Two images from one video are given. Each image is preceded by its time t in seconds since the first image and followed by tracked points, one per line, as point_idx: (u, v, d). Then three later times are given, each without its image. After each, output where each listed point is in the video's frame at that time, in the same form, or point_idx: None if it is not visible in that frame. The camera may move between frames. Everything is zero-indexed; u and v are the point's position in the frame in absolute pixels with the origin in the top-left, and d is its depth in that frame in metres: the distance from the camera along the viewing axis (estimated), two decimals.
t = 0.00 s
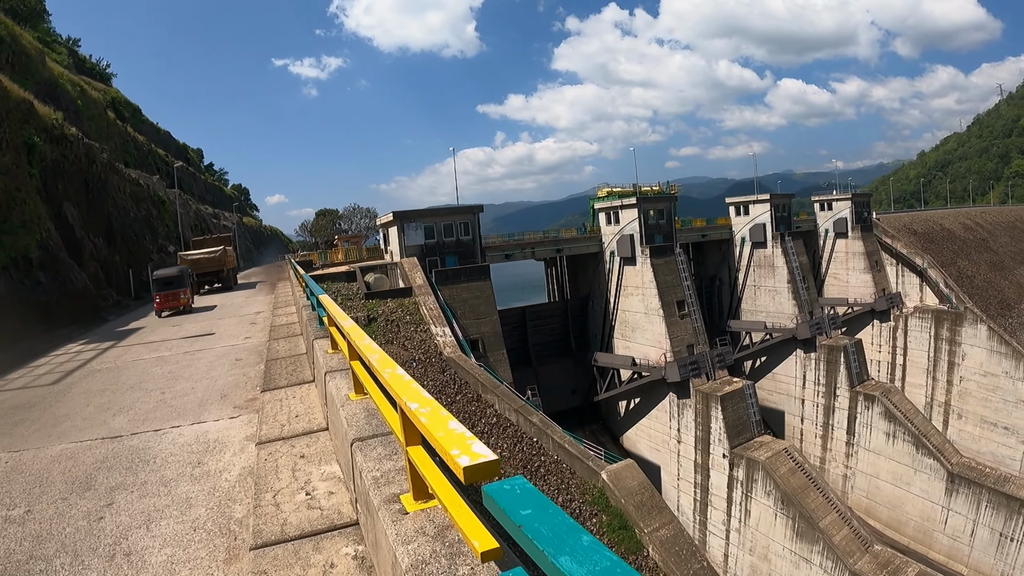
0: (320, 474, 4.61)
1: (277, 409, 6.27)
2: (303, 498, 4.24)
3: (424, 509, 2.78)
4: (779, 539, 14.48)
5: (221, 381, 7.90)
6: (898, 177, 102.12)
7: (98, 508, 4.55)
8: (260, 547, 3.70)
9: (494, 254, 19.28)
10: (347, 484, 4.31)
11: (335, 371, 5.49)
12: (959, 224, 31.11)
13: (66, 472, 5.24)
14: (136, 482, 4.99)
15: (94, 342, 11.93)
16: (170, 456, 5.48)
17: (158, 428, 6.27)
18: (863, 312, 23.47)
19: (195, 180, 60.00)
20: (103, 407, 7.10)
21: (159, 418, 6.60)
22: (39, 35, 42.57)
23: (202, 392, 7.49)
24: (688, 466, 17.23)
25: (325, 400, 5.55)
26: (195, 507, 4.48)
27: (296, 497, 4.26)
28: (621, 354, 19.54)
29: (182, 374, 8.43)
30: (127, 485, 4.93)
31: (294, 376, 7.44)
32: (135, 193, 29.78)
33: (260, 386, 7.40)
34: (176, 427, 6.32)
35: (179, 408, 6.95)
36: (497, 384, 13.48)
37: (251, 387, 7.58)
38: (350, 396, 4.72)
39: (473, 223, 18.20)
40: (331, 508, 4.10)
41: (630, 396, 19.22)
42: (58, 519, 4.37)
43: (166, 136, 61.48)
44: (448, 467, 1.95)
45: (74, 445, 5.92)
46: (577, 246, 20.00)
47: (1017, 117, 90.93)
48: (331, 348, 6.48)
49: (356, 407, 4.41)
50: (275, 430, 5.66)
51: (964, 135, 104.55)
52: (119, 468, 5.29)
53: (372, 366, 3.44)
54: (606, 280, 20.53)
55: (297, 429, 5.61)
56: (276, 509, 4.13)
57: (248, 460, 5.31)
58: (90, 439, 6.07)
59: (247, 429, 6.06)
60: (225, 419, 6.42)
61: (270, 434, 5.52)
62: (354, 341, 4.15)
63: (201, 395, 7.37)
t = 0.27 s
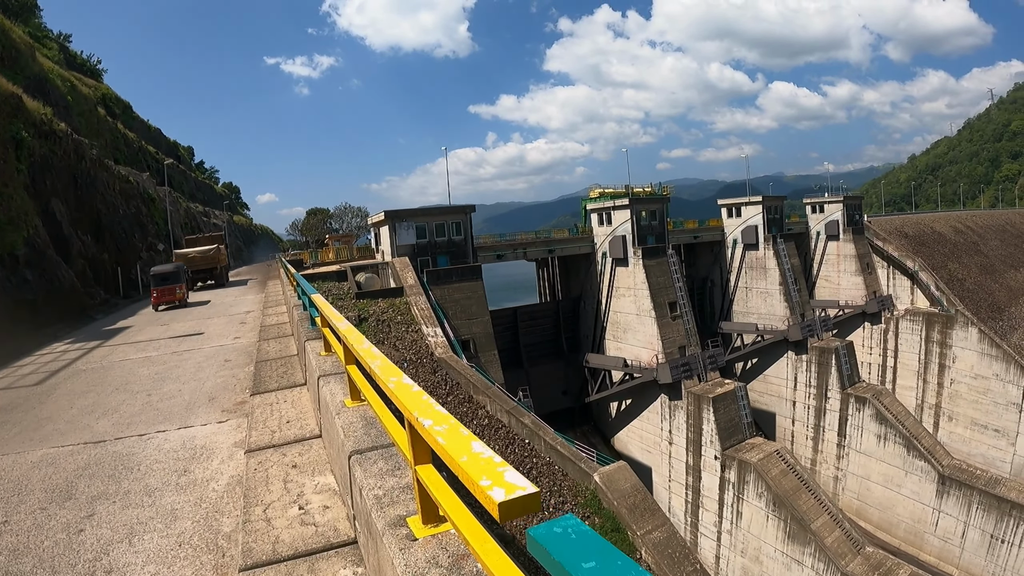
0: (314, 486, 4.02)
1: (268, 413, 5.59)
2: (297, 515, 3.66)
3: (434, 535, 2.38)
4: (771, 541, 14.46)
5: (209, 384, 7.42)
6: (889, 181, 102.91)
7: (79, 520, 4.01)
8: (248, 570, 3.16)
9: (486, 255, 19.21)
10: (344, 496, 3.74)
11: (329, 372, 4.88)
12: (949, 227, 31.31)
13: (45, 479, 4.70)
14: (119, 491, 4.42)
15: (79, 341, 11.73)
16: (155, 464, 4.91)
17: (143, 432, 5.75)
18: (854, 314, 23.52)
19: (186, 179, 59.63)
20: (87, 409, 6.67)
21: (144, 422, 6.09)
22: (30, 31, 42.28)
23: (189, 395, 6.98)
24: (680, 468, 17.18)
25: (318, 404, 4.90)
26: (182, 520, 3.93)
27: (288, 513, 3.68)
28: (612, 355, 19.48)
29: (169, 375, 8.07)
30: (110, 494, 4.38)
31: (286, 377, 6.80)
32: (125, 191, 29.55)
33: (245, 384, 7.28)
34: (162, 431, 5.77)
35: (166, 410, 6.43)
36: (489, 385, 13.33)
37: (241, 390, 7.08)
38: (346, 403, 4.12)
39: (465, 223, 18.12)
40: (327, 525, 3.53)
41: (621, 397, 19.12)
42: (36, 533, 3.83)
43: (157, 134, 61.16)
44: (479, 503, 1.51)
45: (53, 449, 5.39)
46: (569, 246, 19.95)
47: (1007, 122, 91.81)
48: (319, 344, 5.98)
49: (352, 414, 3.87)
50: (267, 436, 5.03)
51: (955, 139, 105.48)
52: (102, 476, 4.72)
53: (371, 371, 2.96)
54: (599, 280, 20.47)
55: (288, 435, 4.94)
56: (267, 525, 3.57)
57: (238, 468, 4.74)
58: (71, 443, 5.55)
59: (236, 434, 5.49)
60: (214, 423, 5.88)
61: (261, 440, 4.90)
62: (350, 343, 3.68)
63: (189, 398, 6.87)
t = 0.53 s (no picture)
0: (311, 508, 3.86)
1: (262, 425, 5.43)
2: (293, 541, 3.48)
3: None
4: (769, 545, 14.39)
5: (200, 391, 7.24)
6: (886, 184, 103.25)
7: (61, 538, 3.83)
8: None
9: (483, 257, 19.15)
10: (343, 520, 3.57)
11: (327, 384, 4.55)
12: (946, 231, 31.37)
13: (26, 493, 4.52)
14: (104, 506, 4.24)
15: (71, 343, 11.60)
16: (142, 477, 4.73)
17: (131, 442, 5.58)
18: (851, 317, 23.47)
19: (181, 179, 59.38)
20: (75, 418, 6.49)
21: (132, 431, 5.92)
22: (25, 30, 42.08)
23: (180, 403, 6.81)
24: (677, 472, 17.11)
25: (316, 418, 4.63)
26: (169, 540, 3.74)
27: (284, 538, 3.52)
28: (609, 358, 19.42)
29: (160, 381, 7.93)
30: (95, 510, 4.19)
31: (282, 386, 6.60)
32: (120, 191, 29.37)
33: (239, 389, 7.19)
34: (151, 442, 5.60)
35: (156, 419, 6.26)
36: (486, 389, 13.25)
37: (234, 397, 6.87)
38: (345, 418, 3.80)
39: (462, 225, 18.05)
40: (326, 552, 3.36)
41: (618, 401, 18.94)
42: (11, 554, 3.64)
43: (153, 135, 60.93)
44: None
45: (38, 459, 5.23)
46: (566, 249, 19.90)
47: (1003, 126, 92.17)
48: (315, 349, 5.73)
49: (353, 433, 3.54)
50: (261, 450, 4.86)
51: (951, 143, 105.86)
52: (87, 489, 4.55)
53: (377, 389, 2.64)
54: (596, 283, 20.42)
55: (283, 450, 4.80)
56: (261, 551, 3.40)
57: (230, 484, 4.52)
58: (57, 453, 5.39)
59: (228, 445, 5.31)
60: (204, 432, 5.71)
61: (254, 455, 4.76)
62: (351, 354, 3.35)
63: (180, 406, 6.70)
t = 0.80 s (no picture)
0: (316, 533, 3.42)
1: (263, 437, 4.95)
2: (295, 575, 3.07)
3: None
4: (773, 546, 14.33)
5: (199, 399, 6.73)
6: (887, 182, 103.22)
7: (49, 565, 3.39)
8: None
9: (484, 257, 19.07)
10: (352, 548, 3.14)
11: (331, 396, 4.24)
12: (948, 230, 31.32)
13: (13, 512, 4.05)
14: (95, 529, 3.79)
15: (70, 347, 11.47)
16: (138, 494, 4.27)
17: (127, 453, 5.10)
18: (853, 317, 23.45)
19: (181, 180, 59.38)
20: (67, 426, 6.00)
21: (128, 441, 5.44)
22: (25, 31, 42.08)
23: (178, 411, 6.34)
24: (680, 472, 17.03)
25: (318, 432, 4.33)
26: (163, 567, 3.35)
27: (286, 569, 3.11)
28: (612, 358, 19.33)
29: (158, 388, 7.48)
30: (86, 530, 3.77)
31: (283, 394, 6.11)
32: (119, 192, 29.30)
33: (240, 390, 7.07)
34: (147, 453, 5.13)
35: (152, 429, 5.79)
36: (488, 390, 13.16)
37: (234, 405, 6.40)
38: (351, 437, 3.48)
39: (464, 226, 17.95)
40: None
41: (620, 401, 18.92)
42: None
43: (153, 136, 60.91)
44: None
45: (28, 473, 4.76)
46: (568, 249, 19.81)
47: (1004, 125, 92.13)
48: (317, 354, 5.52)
49: (359, 454, 3.21)
50: (261, 464, 4.41)
51: (952, 142, 105.77)
52: (80, 508, 4.08)
53: (389, 418, 2.37)
54: (598, 283, 20.34)
55: (284, 466, 4.33)
56: None
57: (229, 501, 4.09)
58: (47, 465, 4.91)
59: (228, 458, 4.84)
60: (202, 444, 5.23)
61: (254, 471, 4.30)
62: (356, 371, 3.05)
63: (178, 414, 6.22)
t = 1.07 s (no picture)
0: (323, 553, 3.22)
1: (265, 445, 4.76)
2: None
3: None
4: (775, 546, 14.28)
5: (198, 404, 6.63)
6: (886, 181, 103.29)
7: None
8: None
9: (485, 257, 19.00)
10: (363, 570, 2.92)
11: (338, 405, 3.96)
12: (949, 229, 31.30)
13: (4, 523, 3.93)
14: (90, 542, 3.66)
15: (67, 349, 11.36)
16: (135, 505, 4.14)
17: (123, 462, 4.96)
18: (854, 316, 23.42)
19: (181, 180, 59.27)
20: (62, 432, 5.86)
21: (124, 449, 5.30)
22: (24, 31, 41.97)
23: (176, 417, 6.21)
24: (682, 472, 16.97)
25: (325, 444, 4.05)
26: None
27: None
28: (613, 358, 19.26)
29: (155, 392, 7.36)
30: (81, 545, 3.62)
31: (285, 399, 5.95)
32: (118, 192, 29.20)
33: (240, 394, 6.97)
34: (144, 462, 4.99)
35: (150, 436, 5.65)
36: (490, 390, 13.07)
37: (235, 411, 6.28)
38: (362, 450, 3.15)
39: (465, 225, 17.88)
40: None
41: (622, 401, 18.87)
42: None
43: (153, 136, 60.78)
44: None
45: (21, 482, 4.61)
46: (569, 249, 19.74)
47: (1004, 123, 92.18)
48: (320, 358, 5.37)
49: (372, 470, 2.89)
50: (263, 475, 4.25)
51: (952, 141, 105.84)
52: (73, 520, 3.94)
53: (415, 438, 2.06)
54: (599, 283, 20.28)
55: (288, 477, 4.14)
56: None
57: (230, 515, 3.94)
58: (41, 474, 4.77)
59: (228, 468, 4.71)
60: (201, 452, 5.11)
61: (256, 482, 4.12)
62: (371, 381, 2.73)
63: (177, 420, 6.09)
